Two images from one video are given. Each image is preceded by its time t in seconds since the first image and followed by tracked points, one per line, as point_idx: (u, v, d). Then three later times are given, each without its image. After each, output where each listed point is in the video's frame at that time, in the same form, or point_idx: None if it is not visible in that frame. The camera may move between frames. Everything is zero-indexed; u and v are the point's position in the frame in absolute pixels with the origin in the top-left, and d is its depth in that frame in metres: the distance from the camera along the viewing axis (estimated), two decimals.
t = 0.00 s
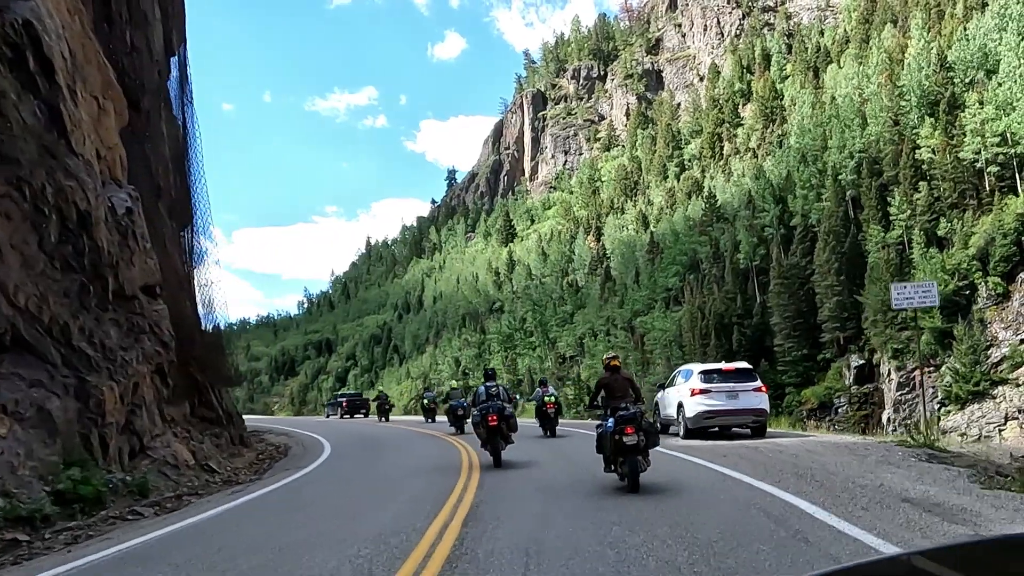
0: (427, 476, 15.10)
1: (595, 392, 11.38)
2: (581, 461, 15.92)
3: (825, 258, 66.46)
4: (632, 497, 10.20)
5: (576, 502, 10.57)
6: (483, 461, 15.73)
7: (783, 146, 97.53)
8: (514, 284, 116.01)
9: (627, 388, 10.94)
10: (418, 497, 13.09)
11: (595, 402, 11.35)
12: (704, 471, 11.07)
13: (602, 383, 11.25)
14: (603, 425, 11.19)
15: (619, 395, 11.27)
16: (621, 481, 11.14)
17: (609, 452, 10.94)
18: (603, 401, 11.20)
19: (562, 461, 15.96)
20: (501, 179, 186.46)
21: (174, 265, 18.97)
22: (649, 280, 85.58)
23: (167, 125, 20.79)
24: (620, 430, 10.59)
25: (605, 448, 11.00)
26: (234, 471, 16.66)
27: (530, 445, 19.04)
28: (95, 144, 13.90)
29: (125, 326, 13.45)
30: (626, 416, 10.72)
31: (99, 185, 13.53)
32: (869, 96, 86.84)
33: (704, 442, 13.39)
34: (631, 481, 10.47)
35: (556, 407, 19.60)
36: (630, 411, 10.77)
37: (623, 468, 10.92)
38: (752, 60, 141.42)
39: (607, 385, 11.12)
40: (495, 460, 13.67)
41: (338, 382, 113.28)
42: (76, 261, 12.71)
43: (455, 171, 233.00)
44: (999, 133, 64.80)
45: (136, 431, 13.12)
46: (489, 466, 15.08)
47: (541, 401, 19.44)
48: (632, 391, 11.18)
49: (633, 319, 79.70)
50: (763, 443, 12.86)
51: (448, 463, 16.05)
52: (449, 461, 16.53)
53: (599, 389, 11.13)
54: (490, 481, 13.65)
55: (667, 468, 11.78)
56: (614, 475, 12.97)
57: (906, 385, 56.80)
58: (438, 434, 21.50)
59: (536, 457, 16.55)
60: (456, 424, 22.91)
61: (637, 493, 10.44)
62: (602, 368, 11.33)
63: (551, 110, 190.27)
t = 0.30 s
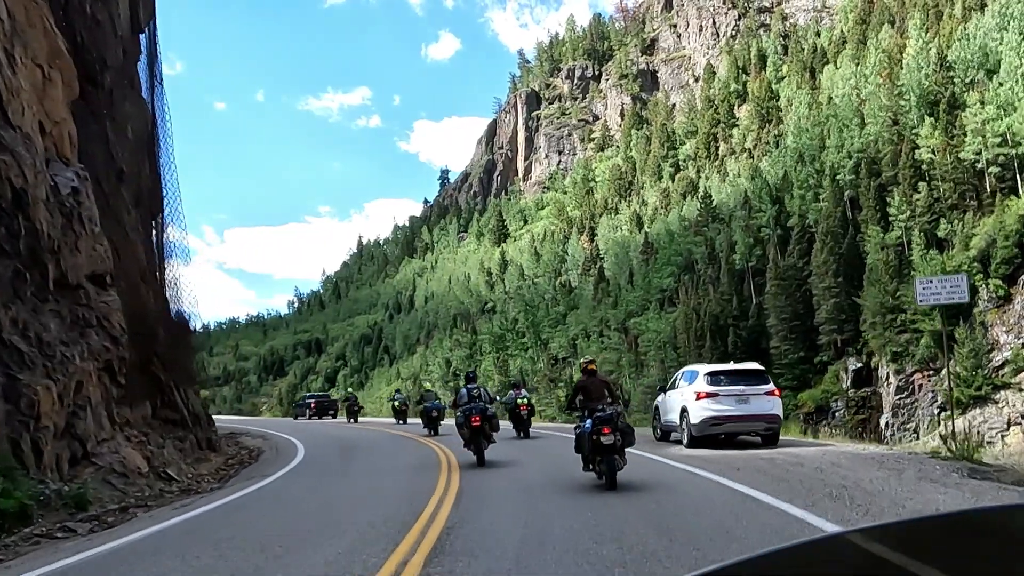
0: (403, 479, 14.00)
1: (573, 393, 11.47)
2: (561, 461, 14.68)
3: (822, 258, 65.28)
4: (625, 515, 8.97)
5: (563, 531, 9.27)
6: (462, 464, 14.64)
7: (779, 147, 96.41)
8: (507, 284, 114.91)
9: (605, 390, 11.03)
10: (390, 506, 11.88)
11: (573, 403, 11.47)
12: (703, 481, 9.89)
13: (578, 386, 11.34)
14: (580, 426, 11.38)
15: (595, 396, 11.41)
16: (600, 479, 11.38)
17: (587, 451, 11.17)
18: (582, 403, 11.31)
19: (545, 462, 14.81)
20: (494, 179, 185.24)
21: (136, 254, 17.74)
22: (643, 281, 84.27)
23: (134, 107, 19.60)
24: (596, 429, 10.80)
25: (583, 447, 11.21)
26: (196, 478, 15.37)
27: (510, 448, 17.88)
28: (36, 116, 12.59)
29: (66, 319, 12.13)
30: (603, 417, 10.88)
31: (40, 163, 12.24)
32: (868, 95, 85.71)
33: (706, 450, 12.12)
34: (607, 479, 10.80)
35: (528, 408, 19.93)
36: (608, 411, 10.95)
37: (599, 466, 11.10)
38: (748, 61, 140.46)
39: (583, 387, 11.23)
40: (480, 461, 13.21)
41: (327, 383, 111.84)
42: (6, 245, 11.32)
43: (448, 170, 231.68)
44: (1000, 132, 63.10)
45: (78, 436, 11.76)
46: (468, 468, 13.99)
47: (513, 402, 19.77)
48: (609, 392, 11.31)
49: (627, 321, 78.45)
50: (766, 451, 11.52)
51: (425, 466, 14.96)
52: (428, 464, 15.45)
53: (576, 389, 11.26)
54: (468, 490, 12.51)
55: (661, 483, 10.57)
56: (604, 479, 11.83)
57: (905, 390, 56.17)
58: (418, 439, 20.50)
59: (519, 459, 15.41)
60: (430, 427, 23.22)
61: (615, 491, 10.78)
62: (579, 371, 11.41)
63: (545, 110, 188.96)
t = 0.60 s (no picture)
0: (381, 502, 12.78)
1: (551, 399, 11.95)
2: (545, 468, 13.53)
3: (821, 260, 64.08)
4: (615, 525, 8.13)
5: (541, 536, 7.91)
6: (445, 486, 13.44)
7: (776, 148, 95.23)
8: (500, 285, 113.69)
9: (581, 394, 11.49)
10: (360, 527, 10.58)
11: (549, 408, 11.88)
12: (694, 497, 8.66)
13: (557, 392, 11.74)
14: (557, 430, 11.80)
15: (572, 402, 11.88)
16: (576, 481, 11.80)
17: (564, 453, 11.57)
18: (560, 409, 11.73)
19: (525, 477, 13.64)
20: (488, 180, 184.05)
21: (94, 244, 16.48)
22: (639, 282, 83.01)
23: (99, 87, 18.41)
24: (572, 433, 11.24)
25: (560, 449, 11.63)
26: (154, 488, 14.00)
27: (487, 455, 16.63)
28: None
29: None
30: (579, 421, 11.28)
31: None
32: (868, 95, 84.52)
33: (715, 463, 10.74)
34: (584, 479, 11.18)
35: (501, 412, 20.38)
36: (583, 415, 11.39)
37: (577, 467, 11.49)
38: (745, 62, 139.35)
39: (560, 393, 11.66)
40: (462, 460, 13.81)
41: (317, 384, 110.35)
42: None
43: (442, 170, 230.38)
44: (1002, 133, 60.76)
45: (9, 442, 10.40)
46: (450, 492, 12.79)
47: (485, 406, 20.31)
48: (584, 398, 11.74)
49: (622, 323, 77.17)
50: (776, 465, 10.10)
51: (406, 488, 13.76)
52: (409, 485, 14.26)
53: (554, 396, 11.67)
54: (449, 507, 11.27)
55: (646, 497, 9.33)
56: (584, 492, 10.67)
57: (905, 394, 54.44)
58: (400, 451, 19.36)
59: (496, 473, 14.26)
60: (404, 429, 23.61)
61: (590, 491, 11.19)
62: (556, 377, 11.84)
63: (540, 110, 187.73)
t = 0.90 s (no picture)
0: (354, 509, 11.50)
1: (526, 404, 11.93)
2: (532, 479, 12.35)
3: (823, 261, 62.83)
4: (604, 534, 7.69)
5: (524, 565, 6.58)
6: (425, 494, 12.30)
7: (776, 148, 93.90)
8: (496, 285, 112.41)
9: (555, 397, 11.55)
10: (328, 538, 9.34)
11: (526, 411, 11.92)
12: (695, 511, 7.88)
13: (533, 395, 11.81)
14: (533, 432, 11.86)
15: (548, 406, 11.85)
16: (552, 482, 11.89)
17: (539, 455, 11.64)
18: (535, 412, 11.80)
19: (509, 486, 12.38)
20: (484, 180, 182.71)
21: (50, 226, 15.27)
22: (636, 283, 81.68)
23: (62, 62, 17.34)
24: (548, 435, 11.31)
25: (535, 450, 11.70)
26: (107, 498, 12.59)
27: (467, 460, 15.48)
28: None
29: None
30: (554, 423, 11.28)
31: None
32: (871, 94, 83.17)
33: (735, 479, 9.34)
34: (559, 480, 11.29)
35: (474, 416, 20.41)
36: (557, 417, 11.44)
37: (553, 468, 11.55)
38: (744, 63, 138.02)
39: (535, 397, 11.72)
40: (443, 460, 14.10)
41: (310, 384, 108.85)
42: None
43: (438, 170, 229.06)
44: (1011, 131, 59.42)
45: None
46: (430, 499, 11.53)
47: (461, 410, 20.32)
48: (558, 401, 11.80)
49: (619, 324, 75.85)
50: (819, 486, 8.58)
51: (383, 496, 12.56)
52: (385, 492, 13.07)
53: (529, 399, 11.74)
54: (432, 517, 9.95)
55: (653, 517, 7.99)
56: (578, 506, 9.37)
57: (909, 398, 53.33)
58: (377, 456, 18.41)
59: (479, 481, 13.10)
60: (378, 429, 23.17)
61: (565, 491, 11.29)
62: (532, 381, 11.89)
63: (537, 110, 186.36)
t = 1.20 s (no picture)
0: (328, 525, 10.25)
1: (502, 404, 12.58)
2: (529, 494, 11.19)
3: (826, 262, 61.56)
4: (578, 534, 7.78)
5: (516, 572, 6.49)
6: (407, 504, 11.60)
7: (779, 148, 92.62)
8: (493, 286, 111.24)
9: (529, 400, 12.23)
10: (288, 564, 8.04)
11: (500, 412, 12.56)
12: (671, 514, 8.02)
13: (505, 398, 12.44)
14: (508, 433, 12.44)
15: (522, 408, 12.51)
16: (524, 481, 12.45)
17: (514, 455, 12.21)
18: (508, 414, 12.40)
19: (500, 498, 11.25)
20: (482, 180, 181.41)
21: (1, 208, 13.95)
22: (636, 283, 80.33)
23: (20, 33, 16.14)
24: (523, 434, 11.93)
25: (509, 450, 12.28)
26: (52, 510, 11.16)
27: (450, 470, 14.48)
28: None
29: None
30: (529, 423, 11.99)
31: None
32: (876, 93, 81.86)
33: (769, 499, 8.01)
34: (534, 479, 11.86)
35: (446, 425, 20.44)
36: (531, 419, 12.07)
37: (526, 467, 12.15)
38: (744, 63, 136.82)
39: (510, 399, 12.34)
40: (422, 459, 14.45)
41: (304, 384, 107.21)
42: None
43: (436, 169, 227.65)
44: (1019, 131, 57.31)
45: None
46: (413, 518, 10.27)
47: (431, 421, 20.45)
48: (532, 404, 12.43)
49: (618, 324, 74.51)
50: (875, 510, 7.36)
51: (362, 511, 11.39)
52: (365, 504, 12.16)
53: (503, 402, 12.34)
54: (409, 542, 8.66)
55: (677, 545, 6.85)
56: (565, 519, 8.71)
57: (915, 403, 52.15)
58: (353, 455, 17.85)
59: (467, 493, 12.03)
60: (348, 432, 23.31)
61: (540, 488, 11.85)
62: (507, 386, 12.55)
63: (536, 109, 185.09)
